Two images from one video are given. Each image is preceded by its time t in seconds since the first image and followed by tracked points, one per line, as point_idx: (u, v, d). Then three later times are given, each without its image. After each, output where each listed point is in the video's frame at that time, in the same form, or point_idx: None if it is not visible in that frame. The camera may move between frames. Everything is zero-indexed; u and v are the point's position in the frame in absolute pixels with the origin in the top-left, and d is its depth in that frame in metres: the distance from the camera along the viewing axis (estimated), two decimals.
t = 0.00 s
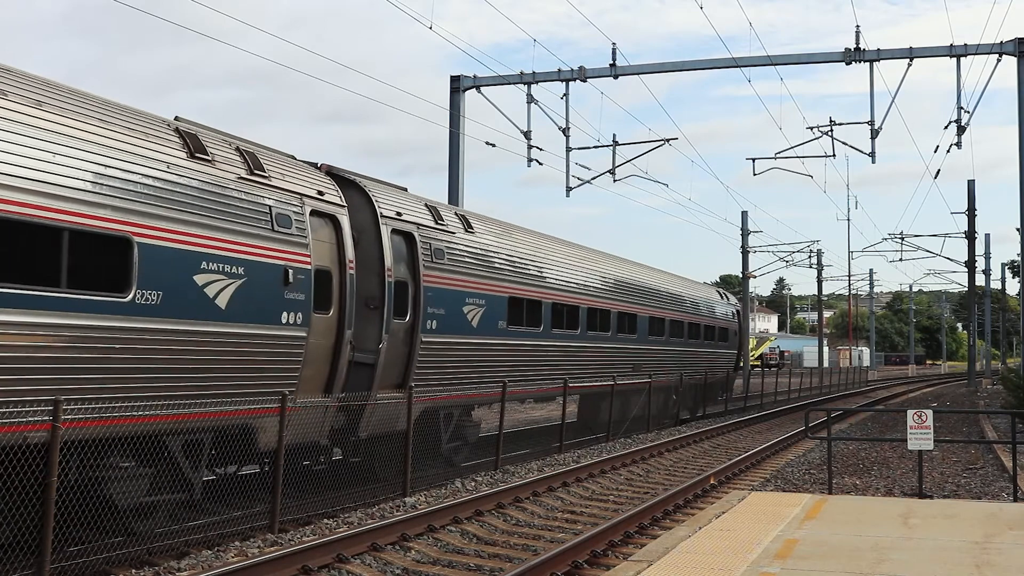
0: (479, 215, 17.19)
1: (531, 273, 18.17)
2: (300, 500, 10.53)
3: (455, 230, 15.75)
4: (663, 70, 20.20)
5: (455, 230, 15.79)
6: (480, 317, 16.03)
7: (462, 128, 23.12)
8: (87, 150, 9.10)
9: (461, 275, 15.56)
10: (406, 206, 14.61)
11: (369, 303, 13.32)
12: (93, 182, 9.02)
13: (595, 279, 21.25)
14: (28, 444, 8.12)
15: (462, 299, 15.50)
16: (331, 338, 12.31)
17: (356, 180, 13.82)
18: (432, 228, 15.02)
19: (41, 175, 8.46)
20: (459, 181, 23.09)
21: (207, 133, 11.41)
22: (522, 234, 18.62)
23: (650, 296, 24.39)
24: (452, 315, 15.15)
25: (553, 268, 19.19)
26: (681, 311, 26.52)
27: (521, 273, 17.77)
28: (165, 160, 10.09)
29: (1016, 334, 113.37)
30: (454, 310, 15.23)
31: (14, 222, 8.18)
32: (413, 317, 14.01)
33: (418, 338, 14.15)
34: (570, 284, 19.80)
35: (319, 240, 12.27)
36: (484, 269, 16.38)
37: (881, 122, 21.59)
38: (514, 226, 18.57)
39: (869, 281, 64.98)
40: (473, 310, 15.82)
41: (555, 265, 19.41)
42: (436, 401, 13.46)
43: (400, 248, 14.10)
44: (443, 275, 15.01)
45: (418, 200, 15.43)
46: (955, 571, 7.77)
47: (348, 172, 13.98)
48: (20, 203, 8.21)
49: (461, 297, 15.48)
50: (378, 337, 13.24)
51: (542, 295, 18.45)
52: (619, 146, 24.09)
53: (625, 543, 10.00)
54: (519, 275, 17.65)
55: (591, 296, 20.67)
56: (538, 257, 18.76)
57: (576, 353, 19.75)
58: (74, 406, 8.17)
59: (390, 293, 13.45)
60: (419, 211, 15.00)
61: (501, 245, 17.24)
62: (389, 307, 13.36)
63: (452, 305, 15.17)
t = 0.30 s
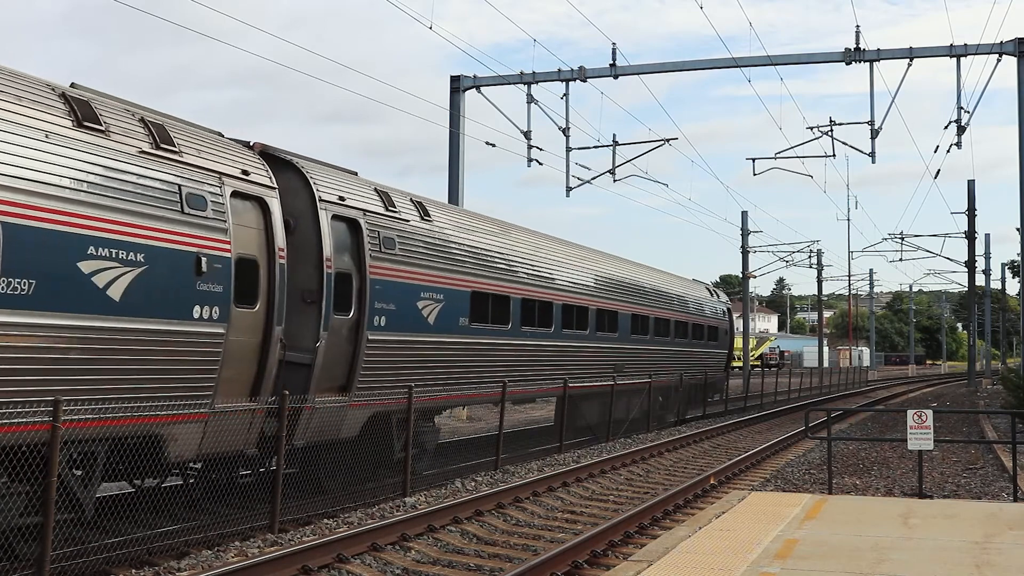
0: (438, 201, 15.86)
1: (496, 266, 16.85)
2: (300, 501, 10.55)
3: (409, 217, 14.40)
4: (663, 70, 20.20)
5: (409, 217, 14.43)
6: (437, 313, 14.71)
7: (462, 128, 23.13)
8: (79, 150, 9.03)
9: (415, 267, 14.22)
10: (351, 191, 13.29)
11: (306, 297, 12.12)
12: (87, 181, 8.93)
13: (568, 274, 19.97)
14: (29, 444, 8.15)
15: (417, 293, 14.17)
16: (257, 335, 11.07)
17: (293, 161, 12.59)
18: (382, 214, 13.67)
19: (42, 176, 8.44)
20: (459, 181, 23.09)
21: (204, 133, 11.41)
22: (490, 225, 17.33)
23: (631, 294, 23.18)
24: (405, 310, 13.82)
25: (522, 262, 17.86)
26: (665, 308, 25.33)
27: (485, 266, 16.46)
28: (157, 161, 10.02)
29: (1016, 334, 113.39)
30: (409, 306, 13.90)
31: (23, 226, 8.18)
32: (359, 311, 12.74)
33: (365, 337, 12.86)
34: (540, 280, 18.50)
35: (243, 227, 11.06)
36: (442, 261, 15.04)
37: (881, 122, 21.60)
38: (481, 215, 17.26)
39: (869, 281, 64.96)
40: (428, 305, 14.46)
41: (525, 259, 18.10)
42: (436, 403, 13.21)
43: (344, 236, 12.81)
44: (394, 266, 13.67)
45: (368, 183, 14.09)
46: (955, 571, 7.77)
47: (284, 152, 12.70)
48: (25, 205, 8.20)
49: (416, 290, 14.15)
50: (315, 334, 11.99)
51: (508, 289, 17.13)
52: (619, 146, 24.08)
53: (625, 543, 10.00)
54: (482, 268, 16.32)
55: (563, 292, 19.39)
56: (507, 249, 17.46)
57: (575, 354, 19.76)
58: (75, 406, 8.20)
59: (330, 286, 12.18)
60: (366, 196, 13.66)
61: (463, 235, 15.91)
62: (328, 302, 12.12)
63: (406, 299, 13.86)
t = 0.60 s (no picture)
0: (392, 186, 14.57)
1: (461, 258, 15.62)
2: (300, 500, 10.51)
3: (356, 202, 13.14)
4: (663, 70, 20.20)
5: (356, 202, 13.15)
6: (388, 307, 13.46)
7: (461, 128, 23.12)
8: (74, 150, 8.98)
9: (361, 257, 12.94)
10: (287, 171, 12.03)
11: (230, 289, 10.80)
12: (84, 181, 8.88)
13: (541, 268, 18.74)
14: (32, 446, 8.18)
15: (362, 286, 12.89)
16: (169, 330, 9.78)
17: (217, 138, 11.27)
18: (323, 198, 12.41)
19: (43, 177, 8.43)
20: (459, 181, 23.10)
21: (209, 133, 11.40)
22: (454, 213, 16.07)
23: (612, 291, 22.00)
24: (349, 305, 12.56)
25: (489, 253, 16.61)
26: (648, 305, 24.13)
27: (447, 257, 15.22)
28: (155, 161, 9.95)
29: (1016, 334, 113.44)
30: (353, 300, 12.64)
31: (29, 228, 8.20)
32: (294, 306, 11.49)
33: (301, 335, 11.59)
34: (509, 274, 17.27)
35: (151, 208, 9.74)
36: (395, 251, 13.79)
37: (881, 122, 21.60)
38: (444, 203, 16.00)
39: (869, 281, 64.97)
40: (377, 298, 13.21)
41: (494, 250, 16.89)
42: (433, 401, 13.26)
43: (278, 222, 11.54)
44: (336, 255, 12.41)
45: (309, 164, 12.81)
46: (956, 571, 7.76)
47: (208, 130, 11.42)
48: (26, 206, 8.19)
49: (361, 282, 12.88)
50: (241, 331, 10.70)
51: (471, 283, 15.88)
52: (619, 147, 24.07)
53: (625, 542, 10.00)
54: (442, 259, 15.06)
55: (534, 287, 18.18)
56: (473, 239, 16.21)
57: (575, 354, 19.77)
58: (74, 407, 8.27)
59: (259, 277, 10.90)
60: (305, 177, 12.39)
61: (421, 222, 14.65)
62: (256, 295, 10.84)
63: (351, 293, 12.61)
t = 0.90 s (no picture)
0: (340, 170, 13.37)
1: (419, 249, 14.43)
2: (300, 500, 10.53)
3: (293, 185, 11.96)
4: (663, 70, 20.20)
5: (292, 185, 11.97)
6: (332, 300, 12.28)
7: (462, 128, 23.13)
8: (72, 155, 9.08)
9: (298, 246, 11.74)
10: (208, 148, 10.88)
11: (138, 280, 9.65)
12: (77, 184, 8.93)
13: (513, 262, 17.58)
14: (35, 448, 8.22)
15: (300, 278, 11.69)
16: (60, 325, 8.76)
17: (125, 111, 10.10)
18: (252, 179, 11.26)
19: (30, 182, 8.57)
20: (459, 181, 23.09)
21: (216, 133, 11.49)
22: (414, 200, 14.87)
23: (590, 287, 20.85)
24: (284, 299, 11.37)
25: (452, 244, 15.44)
26: (631, 302, 23.00)
27: (403, 248, 14.03)
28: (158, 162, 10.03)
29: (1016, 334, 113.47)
30: (289, 292, 11.45)
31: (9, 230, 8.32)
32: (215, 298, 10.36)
33: (225, 332, 10.43)
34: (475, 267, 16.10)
35: (34, 185, 8.65)
36: (342, 240, 12.60)
37: (881, 122, 21.58)
38: (402, 189, 14.80)
39: (869, 281, 64.94)
40: (318, 292, 12.00)
41: (459, 241, 15.71)
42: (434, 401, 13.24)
43: (198, 205, 10.43)
44: (267, 243, 11.21)
45: (238, 143, 11.63)
46: (955, 571, 7.77)
47: (116, 100, 10.25)
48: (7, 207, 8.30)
49: (299, 274, 11.68)
50: (150, 327, 9.55)
51: (432, 277, 14.69)
52: (619, 146, 24.05)
53: (625, 543, 10.01)
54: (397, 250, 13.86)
55: (503, 281, 17.02)
56: (435, 228, 15.01)
57: (575, 354, 19.77)
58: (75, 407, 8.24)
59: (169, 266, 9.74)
60: (233, 156, 11.24)
61: (373, 209, 13.47)
62: (169, 285, 9.70)
63: (288, 285, 11.45)
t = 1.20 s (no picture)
0: (279, 151, 12.30)
1: (374, 238, 13.36)
2: (300, 500, 10.53)
3: (221, 166, 10.92)
4: (663, 70, 20.20)
5: (219, 164, 10.92)
6: (268, 293, 11.19)
7: (462, 128, 23.13)
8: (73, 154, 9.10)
9: (225, 232, 10.64)
10: (120, 123, 9.87)
11: (28, 268, 8.68)
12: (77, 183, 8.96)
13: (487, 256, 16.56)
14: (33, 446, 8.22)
15: (230, 268, 10.61)
16: None
17: (16, 77, 9.09)
18: (167, 157, 10.21)
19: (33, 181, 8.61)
20: (459, 181, 23.09)
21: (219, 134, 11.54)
22: (368, 185, 13.81)
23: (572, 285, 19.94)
24: (207, 288, 10.28)
25: (415, 233, 14.37)
26: (617, 300, 22.03)
27: (356, 235, 12.95)
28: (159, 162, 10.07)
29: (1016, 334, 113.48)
30: (212, 283, 10.35)
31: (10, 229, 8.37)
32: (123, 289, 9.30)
33: (166, 329, 9.73)
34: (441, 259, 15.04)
35: None
36: (280, 225, 11.51)
37: (881, 122, 21.58)
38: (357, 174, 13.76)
39: (869, 281, 64.91)
40: (251, 283, 10.92)
41: (422, 231, 14.62)
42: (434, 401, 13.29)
43: (103, 183, 9.39)
44: (186, 229, 10.11)
45: (156, 118, 10.59)
46: (955, 571, 7.77)
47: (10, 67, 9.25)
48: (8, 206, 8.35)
49: (227, 263, 10.59)
50: (37, 322, 8.54)
51: (387, 268, 13.56)
52: (619, 146, 24.02)
53: (625, 543, 10.01)
54: (349, 239, 12.77)
55: (475, 277, 15.99)
56: (394, 215, 13.92)
57: (574, 354, 19.78)
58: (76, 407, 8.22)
59: (61, 251, 8.73)
60: (153, 134, 10.26)
61: (318, 194, 12.40)
62: (61, 275, 8.71)
63: (214, 274, 10.37)
